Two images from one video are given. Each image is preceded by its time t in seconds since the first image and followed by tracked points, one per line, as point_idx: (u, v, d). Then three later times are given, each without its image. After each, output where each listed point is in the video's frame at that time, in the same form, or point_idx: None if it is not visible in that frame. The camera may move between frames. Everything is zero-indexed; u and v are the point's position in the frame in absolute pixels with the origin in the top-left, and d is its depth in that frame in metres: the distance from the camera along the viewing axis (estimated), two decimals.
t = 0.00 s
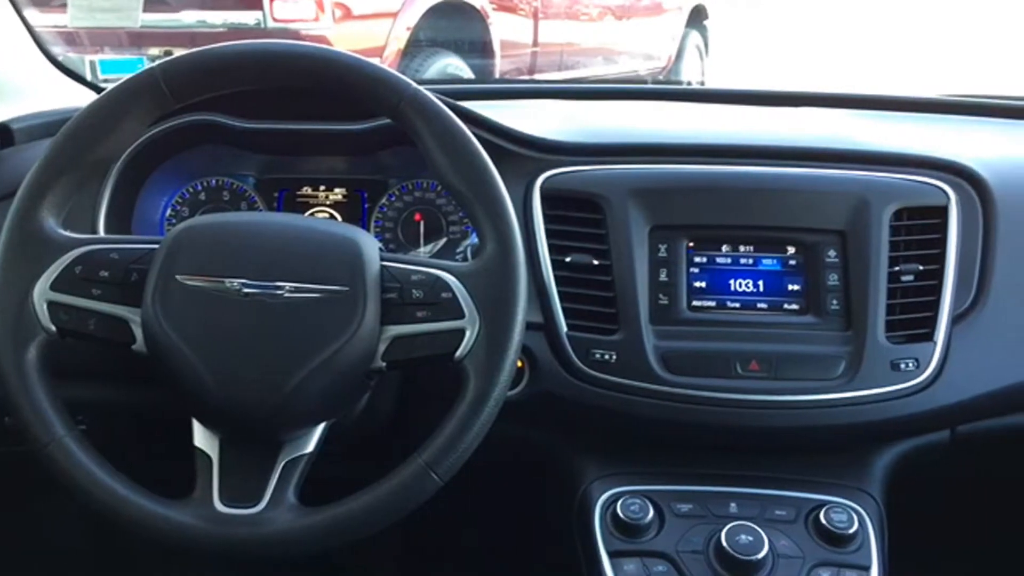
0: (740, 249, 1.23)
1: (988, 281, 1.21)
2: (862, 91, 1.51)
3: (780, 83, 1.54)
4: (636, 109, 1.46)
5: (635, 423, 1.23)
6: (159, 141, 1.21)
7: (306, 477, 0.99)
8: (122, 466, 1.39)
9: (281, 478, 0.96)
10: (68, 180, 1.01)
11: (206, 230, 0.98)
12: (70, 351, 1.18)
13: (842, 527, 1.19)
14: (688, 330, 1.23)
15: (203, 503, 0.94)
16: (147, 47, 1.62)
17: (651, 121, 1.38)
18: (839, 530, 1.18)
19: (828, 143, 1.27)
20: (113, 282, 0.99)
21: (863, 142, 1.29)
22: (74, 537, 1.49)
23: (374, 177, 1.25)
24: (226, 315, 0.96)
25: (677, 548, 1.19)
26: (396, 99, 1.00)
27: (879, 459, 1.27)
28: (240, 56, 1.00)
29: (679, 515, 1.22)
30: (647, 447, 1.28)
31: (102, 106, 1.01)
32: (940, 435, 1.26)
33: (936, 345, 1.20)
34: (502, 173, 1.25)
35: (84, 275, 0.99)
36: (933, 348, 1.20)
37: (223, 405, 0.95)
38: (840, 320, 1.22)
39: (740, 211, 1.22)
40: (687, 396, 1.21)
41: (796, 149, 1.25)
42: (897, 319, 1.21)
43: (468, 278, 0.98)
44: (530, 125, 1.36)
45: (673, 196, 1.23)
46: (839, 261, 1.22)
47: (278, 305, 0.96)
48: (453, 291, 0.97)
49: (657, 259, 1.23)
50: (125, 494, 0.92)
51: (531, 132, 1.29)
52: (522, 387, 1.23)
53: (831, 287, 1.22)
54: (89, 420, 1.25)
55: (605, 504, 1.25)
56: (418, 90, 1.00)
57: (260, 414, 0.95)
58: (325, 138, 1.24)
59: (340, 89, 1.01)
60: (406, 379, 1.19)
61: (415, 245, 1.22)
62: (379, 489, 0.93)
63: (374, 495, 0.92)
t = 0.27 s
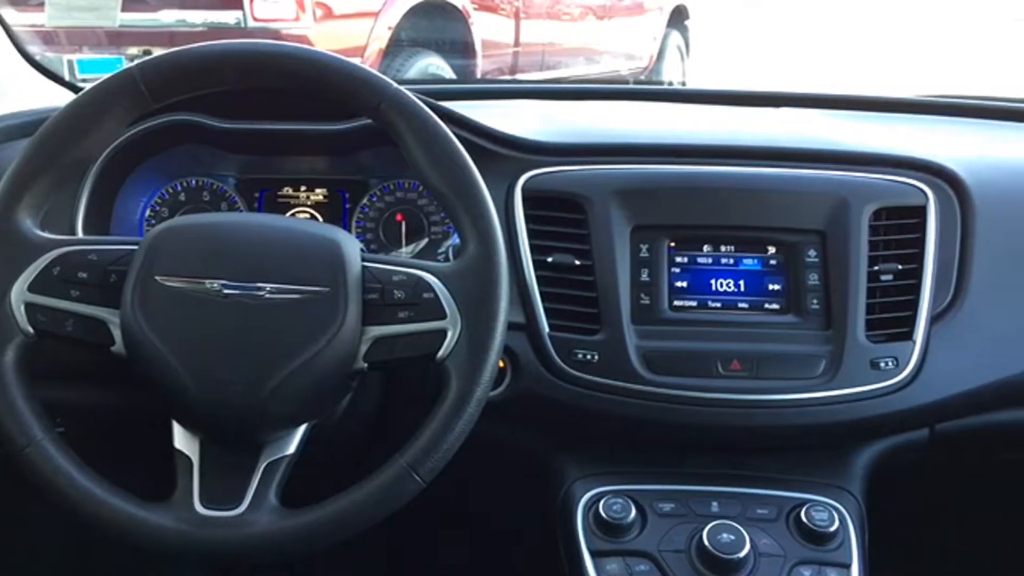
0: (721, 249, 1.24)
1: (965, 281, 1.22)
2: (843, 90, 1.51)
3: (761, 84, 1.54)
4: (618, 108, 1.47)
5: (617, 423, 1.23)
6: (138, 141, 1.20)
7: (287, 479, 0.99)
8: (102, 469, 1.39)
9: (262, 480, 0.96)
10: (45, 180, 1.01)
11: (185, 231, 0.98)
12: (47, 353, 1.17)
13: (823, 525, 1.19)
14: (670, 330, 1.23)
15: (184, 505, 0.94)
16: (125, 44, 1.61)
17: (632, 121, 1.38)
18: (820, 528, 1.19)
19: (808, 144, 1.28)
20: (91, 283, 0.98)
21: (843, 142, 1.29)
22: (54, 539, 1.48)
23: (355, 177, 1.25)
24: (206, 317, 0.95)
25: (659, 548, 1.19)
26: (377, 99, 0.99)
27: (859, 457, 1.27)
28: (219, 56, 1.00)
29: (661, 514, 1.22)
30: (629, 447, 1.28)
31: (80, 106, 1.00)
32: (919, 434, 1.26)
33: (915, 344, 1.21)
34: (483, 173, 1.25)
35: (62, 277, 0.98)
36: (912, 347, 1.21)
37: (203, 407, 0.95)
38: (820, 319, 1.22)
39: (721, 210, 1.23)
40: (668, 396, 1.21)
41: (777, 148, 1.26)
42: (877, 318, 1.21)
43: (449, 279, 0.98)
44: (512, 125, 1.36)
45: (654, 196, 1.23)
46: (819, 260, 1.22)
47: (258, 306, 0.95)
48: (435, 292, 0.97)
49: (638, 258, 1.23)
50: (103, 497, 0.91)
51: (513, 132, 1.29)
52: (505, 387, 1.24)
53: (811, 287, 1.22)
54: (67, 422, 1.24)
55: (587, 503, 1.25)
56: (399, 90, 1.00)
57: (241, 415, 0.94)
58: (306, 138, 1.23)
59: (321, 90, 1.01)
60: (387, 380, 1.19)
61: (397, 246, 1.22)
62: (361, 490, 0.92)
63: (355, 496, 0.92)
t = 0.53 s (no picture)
0: (702, 249, 1.24)
1: (943, 281, 1.23)
2: (823, 92, 1.52)
3: (742, 85, 1.54)
4: (600, 110, 1.47)
5: (598, 424, 1.24)
6: (116, 142, 1.20)
7: (268, 481, 0.98)
8: (81, 472, 1.38)
9: (242, 482, 0.96)
10: (22, 182, 1.00)
11: (164, 233, 0.97)
12: (24, 355, 1.16)
13: (803, 524, 1.20)
14: (651, 331, 1.23)
15: (163, 509, 0.93)
16: (103, 43, 1.61)
17: (613, 123, 1.38)
18: (800, 528, 1.19)
19: (788, 145, 1.29)
20: (69, 286, 0.97)
21: (823, 144, 1.30)
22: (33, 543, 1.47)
23: (336, 177, 1.24)
24: (185, 319, 0.95)
25: (641, 548, 1.19)
26: (357, 100, 0.99)
27: (839, 457, 1.28)
28: (199, 56, 0.99)
29: (643, 514, 1.23)
30: (611, 448, 1.29)
31: (57, 107, 1.00)
32: (898, 433, 1.27)
33: (894, 343, 1.21)
34: (464, 174, 1.25)
35: (39, 279, 0.97)
36: (891, 346, 1.21)
37: (182, 410, 0.94)
38: (800, 319, 1.23)
39: (701, 211, 1.23)
40: (650, 396, 1.21)
41: (757, 150, 1.26)
42: (857, 317, 1.22)
43: (430, 280, 0.98)
44: (493, 126, 1.36)
45: (635, 197, 1.23)
46: (799, 261, 1.23)
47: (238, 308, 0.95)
48: (416, 293, 0.97)
49: (619, 259, 1.23)
50: (81, 501, 0.91)
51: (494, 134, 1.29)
52: (486, 388, 1.24)
53: (790, 287, 1.23)
54: (45, 426, 1.23)
55: (569, 504, 1.25)
56: (379, 91, 0.99)
57: (221, 418, 0.94)
58: (286, 140, 1.23)
59: (300, 90, 1.00)
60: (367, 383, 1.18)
61: (378, 247, 1.21)
62: (342, 492, 0.92)
63: (336, 498, 0.92)
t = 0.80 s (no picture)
0: (681, 252, 1.24)
1: (920, 283, 1.24)
2: (801, 95, 1.53)
3: (722, 89, 1.55)
4: (580, 112, 1.47)
5: (578, 426, 1.24)
6: (93, 145, 1.19)
7: (247, 486, 0.98)
8: (60, 478, 1.37)
9: (221, 487, 0.95)
10: None
11: (142, 237, 0.97)
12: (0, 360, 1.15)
13: (782, 525, 1.20)
14: (631, 333, 1.24)
15: (141, 515, 0.93)
16: (80, 44, 1.61)
17: (593, 125, 1.39)
18: (778, 528, 1.20)
19: (766, 148, 1.29)
20: (45, 290, 0.97)
21: (801, 147, 1.31)
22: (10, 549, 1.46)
23: (316, 181, 1.24)
24: (163, 324, 0.94)
25: (621, 550, 1.19)
26: (336, 103, 0.99)
27: (818, 458, 1.29)
28: (176, 59, 0.99)
29: (623, 516, 1.23)
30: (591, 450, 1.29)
31: (33, 110, 0.99)
32: (875, 434, 1.28)
33: (871, 345, 1.22)
34: (444, 177, 1.25)
35: (15, 284, 0.97)
36: (868, 348, 1.22)
37: (159, 415, 0.93)
38: (778, 322, 1.23)
39: (680, 214, 1.24)
40: (629, 399, 1.22)
41: (736, 153, 1.27)
42: (835, 319, 1.23)
43: (410, 283, 0.98)
44: (473, 129, 1.36)
45: (615, 200, 1.24)
46: (777, 263, 1.23)
47: (217, 313, 0.94)
48: (396, 297, 0.97)
49: (599, 262, 1.24)
50: (58, 508, 0.90)
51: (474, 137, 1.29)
52: (467, 392, 1.24)
53: (768, 289, 1.24)
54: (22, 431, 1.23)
55: (549, 507, 1.25)
56: (359, 94, 0.99)
57: (199, 423, 0.93)
58: (265, 143, 1.23)
59: (279, 93, 1.00)
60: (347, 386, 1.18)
61: (357, 251, 1.21)
62: (322, 497, 0.92)
63: (316, 503, 0.92)
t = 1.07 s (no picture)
0: (658, 254, 1.25)
1: (894, 285, 1.24)
2: (779, 98, 1.53)
3: (699, 92, 1.55)
4: (559, 115, 1.47)
5: (555, 428, 1.24)
6: (67, 146, 1.18)
7: (223, 490, 0.98)
8: (33, 482, 1.36)
9: (196, 491, 0.95)
10: None
11: (116, 239, 0.96)
12: None
13: (758, 526, 1.20)
14: (608, 335, 1.24)
15: (116, 519, 0.92)
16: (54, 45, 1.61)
17: (571, 128, 1.39)
18: (755, 529, 1.20)
19: (743, 150, 1.30)
20: (18, 293, 0.97)
21: (777, 150, 1.32)
22: None
23: (293, 183, 1.24)
24: (138, 327, 0.94)
25: (599, 551, 1.20)
26: (313, 105, 0.99)
27: (794, 459, 1.29)
28: (151, 60, 0.98)
29: (600, 518, 1.23)
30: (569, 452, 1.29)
31: (5, 112, 0.99)
32: (851, 434, 1.29)
33: (846, 346, 1.23)
34: (421, 179, 1.26)
35: None
36: (843, 349, 1.23)
37: (134, 419, 0.93)
38: (755, 323, 1.24)
39: (657, 216, 1.24)
40: (607, 401, 1.22)
41: (713, 156, 1.28)
42: (811, 321, 1.23)
43: (388, 286, 0.98)
44: (451, 131, 1.36)
45: (592, 202, 1.24)
46: (753, 265, 1.24)
47: (192, 315, 0.94)
48: (374, 300, 0.96)
49: (576, 264, 1.24)
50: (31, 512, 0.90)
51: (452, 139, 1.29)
52: (443, 396, 1.24)
53: (745, 290, 1.24)
54: None
55: (527, 509, 1.25)
56: (336, 96, 0.99)
57: (174, 426, 0.93)
58: (241, 145, 1.22)
59: (255, 95, 1.00)
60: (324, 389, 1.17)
61: (335, 253, 1.21)
62: (298, 500, 0.91)
63: (293, 506, 0.91)
